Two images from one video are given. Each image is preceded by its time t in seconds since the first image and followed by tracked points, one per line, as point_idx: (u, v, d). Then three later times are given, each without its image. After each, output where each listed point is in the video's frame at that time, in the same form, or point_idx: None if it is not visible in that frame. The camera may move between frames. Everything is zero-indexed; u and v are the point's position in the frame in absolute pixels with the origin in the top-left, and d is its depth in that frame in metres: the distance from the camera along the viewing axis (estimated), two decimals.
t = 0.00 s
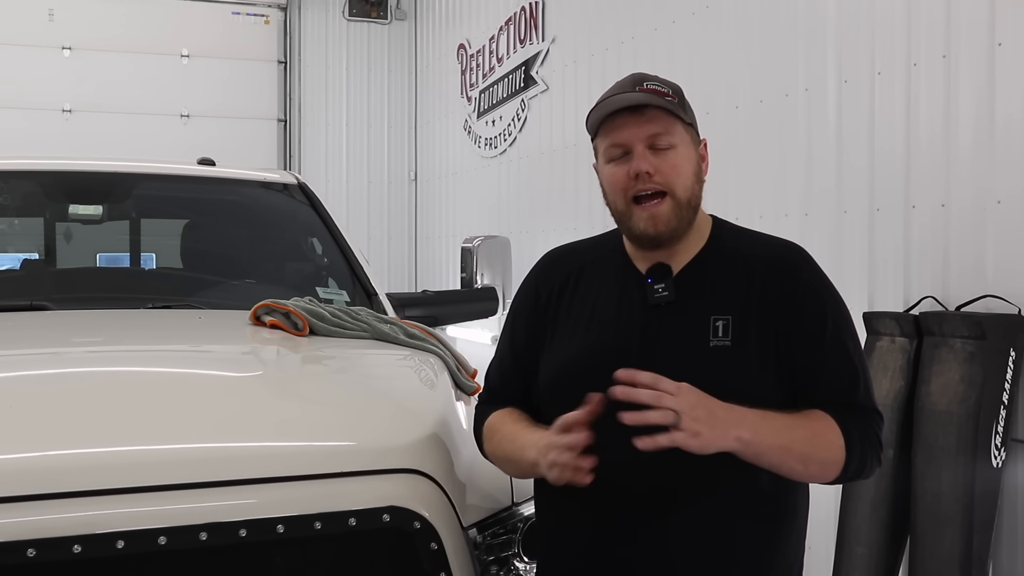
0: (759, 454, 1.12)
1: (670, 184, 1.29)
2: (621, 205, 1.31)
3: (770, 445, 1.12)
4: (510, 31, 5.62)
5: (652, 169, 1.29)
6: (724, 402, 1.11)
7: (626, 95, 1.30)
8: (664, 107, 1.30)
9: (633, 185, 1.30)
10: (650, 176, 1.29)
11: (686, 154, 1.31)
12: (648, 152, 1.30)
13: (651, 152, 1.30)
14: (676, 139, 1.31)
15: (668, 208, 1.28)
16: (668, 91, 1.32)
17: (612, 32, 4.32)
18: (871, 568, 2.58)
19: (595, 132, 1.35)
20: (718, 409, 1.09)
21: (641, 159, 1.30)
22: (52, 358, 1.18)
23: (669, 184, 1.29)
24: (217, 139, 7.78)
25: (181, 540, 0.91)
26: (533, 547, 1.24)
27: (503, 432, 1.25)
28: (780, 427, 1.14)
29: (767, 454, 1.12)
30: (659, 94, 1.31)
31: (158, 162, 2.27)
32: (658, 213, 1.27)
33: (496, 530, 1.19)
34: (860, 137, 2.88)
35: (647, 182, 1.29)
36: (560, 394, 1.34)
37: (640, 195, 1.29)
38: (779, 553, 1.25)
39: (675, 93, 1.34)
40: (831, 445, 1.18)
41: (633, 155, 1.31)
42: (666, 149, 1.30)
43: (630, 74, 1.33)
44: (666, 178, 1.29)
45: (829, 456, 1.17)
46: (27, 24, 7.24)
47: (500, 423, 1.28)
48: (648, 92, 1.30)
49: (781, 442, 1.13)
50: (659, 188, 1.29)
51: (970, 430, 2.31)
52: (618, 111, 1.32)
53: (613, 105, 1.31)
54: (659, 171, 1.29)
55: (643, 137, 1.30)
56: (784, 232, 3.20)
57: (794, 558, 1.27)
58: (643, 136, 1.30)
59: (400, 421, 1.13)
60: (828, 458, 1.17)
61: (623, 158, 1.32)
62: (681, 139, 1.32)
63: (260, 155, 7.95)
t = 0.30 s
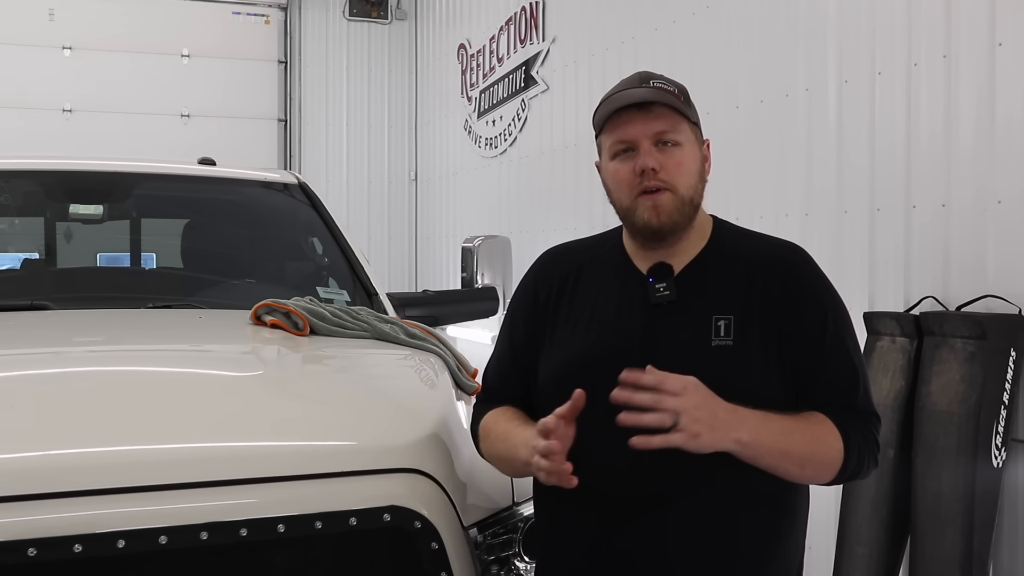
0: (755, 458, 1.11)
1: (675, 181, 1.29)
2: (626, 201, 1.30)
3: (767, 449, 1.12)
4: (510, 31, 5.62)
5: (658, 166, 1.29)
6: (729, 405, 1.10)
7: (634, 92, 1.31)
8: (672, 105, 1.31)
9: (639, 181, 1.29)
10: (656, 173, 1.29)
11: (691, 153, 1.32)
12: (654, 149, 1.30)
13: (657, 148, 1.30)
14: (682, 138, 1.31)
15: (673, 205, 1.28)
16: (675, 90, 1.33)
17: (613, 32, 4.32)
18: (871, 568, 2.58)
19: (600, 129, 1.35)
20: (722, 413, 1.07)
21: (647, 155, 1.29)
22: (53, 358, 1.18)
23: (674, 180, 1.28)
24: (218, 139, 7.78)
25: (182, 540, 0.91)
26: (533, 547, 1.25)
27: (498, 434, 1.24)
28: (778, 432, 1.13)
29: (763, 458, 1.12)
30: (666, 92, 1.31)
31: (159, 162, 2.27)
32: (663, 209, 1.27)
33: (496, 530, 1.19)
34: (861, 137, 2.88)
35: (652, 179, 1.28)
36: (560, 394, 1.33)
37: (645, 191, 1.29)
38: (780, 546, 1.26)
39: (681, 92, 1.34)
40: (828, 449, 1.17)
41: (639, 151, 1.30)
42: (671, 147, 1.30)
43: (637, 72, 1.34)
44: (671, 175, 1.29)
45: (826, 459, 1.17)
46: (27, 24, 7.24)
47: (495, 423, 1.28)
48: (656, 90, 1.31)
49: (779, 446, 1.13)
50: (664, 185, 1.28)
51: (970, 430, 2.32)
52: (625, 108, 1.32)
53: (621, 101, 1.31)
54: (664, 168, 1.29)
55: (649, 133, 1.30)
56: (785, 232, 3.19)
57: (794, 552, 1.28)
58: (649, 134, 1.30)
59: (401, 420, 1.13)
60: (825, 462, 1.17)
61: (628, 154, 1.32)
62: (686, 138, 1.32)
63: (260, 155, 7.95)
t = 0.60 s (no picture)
0: (740, 470, 1.17)
1: (676, 181, 1.29)
2: (625, 201, 1.31)
3: (751, 462, 1.16)
4: (511, 30, 5.61)
5: (659, 166, 1.29)
6: (706, 424, 1.15)
7: (635, 91, 1.30)
8: (673, 104, 1.31)
9: (640, 181, 1.29)
10: (656, 173, 1.29)
11: (692, 152, 1.32)
12: (655, 148, 1.30)
13: (658, 148, 1.30)
14: (683, 137, 1.31)
15: (674, 205, 1.28)
16: (676, 90, 1.33)
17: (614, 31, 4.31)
18: (872, 568, 2.58)
19: (600, 128, 1.35)
20: (694, 435, 1.14)
21: (647, 155, 1.29)
22: (53, 357, 1.18)
23: (675, 180, 1.29)
24: (218, 139, 7.78)
25: (182, 540, 0.91)
26: (533, 547, 1.24)
27: (507, 435, 1.25)
28: (766, 444, 1.17)
29: (749, 470, 1.17)
30: (668, 91, 1.31)
31: (159, 161, 2.27)
32: (663, 210, 1.27)
33: (497, 530, 1.19)
34: (862, 136, 2.87)
35: (653, 179, 1.29)
36: (560, 393, 1.34)
37: (646, 192, 1.29)
38: (781, 545, 1.26)
39: (682, 91, 1.34)
40: (821, 456, 1.19)
41: (640, 151, 1.30)
42: (672, 147, 1.30)
43: (637, 70, 1.33)
44: (671, 175, 1.29)
45: (818, 467, 1.19)
46: (27, 24, 7.23)
47: (499, 424, 1.28)
48: (657, 89, 1.30)
49: (764, 458, 1.16)
50: (665, 185, 1.28)
51: (971, 429, 2.32)
52: (626, 107, 1.31)
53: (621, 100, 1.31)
54: (665, 168, 1.29)
55: (650, 133, 1.30)
56: (785, 232, 3.19)
57: (794, 551, 1.27)
58: (650, 133, 1.30)
59: (402, 421, 1.13)
60: (816, 470, 1.19)
61: (629, 154, 1.32)
62: (688, 138, 1.32)
63: (260, 155, 7.95)
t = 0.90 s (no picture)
0: (745, 474, 1.17)
1: (674, 181, 1.29)
2: (624, 200, 1.30)
3: (756, 466, 1.16)
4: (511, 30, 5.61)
5: (658, 166, 1.29)
6: (712, 428, 1.15)
7: (634, 90, 1.30)
8: (671, 104, 1.31)
9: (638, 181, 1.29)
10: (655, 173, 1.29)
11: (690, 152, 1.32)
12: (653, 148, 1.30)
13: (656, 148, 1.30)
14: (681, 137, 1.31)
15: (672, 205, 1.28)
16: (675, 89, 1.33)
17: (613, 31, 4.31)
18: (872, 568, 2.58)
19: (598, 127, 1.35)
20: (703, 440, 1.14)
21: (646, 155, 1.29)
22: (52, 357, 1.18)
23: (673, 180, 1.29)
24: (218, 139, 7.78)
25: (182, 539, 0.91)
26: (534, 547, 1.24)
27: (508, 437, 1.25)
28: (770, 449, 1.17)
29: (753, 474, 1.17)
30: (667, 91, 1.31)
31: (159, 161, 2.27)
32: (662, 209, 1.27)
33: (496, 530, 1.19)
34: (862, 136, 2.87)
35: (651, 179, 1.29)
36: (560, 394, 1.34)
37: (644, 191, 1.29)
38: (781, 546, 1.26)
39: (680, 91, 1.34)
40: (823, 460, 1.19)
41: (638, 151, 1.30)
42: (671, 147, 1.30)
43: (636, 70, 1.33)
44: (670, 175, 1.29)
45: (821, 471, 1.19)
46: (27, 24, 7.23)
47: (501, 426, 1.28)
48: (655, 89, 1.30)
49: (768, 462, 1.17)
50: (663, 185, 1.28)
51: (971, 429, 2.31)
52: (624, 107, 1.31)
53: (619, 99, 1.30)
54: (664, 168, 1.29)
55: (649, 133, 1.30)
56: (786, 231, 3.19)
57: (795, 552, 1.28)
58: (649, 133, 1.30)
59: (402, 421, 1.13)
60: (819, 474, 1.19)
61: (628, 154, 1.32)
62: (686, 138, 1.32)
63: (260, 154, 7.94)
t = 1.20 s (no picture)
0: (748, 475, 1.16)
1: (641, 192, 1.27)
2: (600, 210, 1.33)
3: (759, 467, 1.16)
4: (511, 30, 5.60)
5: (625, 177, 1.28)
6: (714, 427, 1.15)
7: (610, 100, 1.30)
8: (647, 112, 1.28)
9: (607, 192, 1.30)
10: (623, 185, 1.29)
11: (665, 160, 1.28)
12: (621, 159, 1.29)
13: (626, 158, 1.29)
14: (656, 145, 1.28)
15: (637, 217, 1.27)
16: (659, 94, 1.28)
17: (614, 30, 4.31)
18: (873, 568, 2.57)
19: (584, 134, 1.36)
20: (705, 438, 1.14)
21: (613, 166, 1.29)
22: (52, 357, 1.17)
23: (640, 191, 1.27)
24: (218, 139, 7.77)
25: (182, 540, 0.90)
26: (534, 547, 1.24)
27: (508, 436, 1.25)
28: (773, 449, 1.17)
29: (756, 474, 1.16)
30: (645, 98, 1.28)
31: (159, 160, 2.27)
32: (626, 222, 1.28)
33: (498, 530, 1.19)
34: (862, 135, 2.87)
35: (618, 191, 1.29)
36: (560, 394, 1.33)
37: (614, 202, 1.30)
38: (782, 548, 1.25)
39: (667, 95, 1.29)
40: (825, 461, 1.20)
41: (608, 161, 1.30)
42: (641, 157, 1.28)
43: (622, 77, 1.31)
44: (639, 187, 1.28)
45: (822, 471, 1.20)
46: (26, 24, 7.22)
47: (503, 425, 1.28)
48: (631, 96, 1.29)
49: (771, 462, 1.17)
50: (630, 197, 1.28)
51: (972, 429, 2.31)
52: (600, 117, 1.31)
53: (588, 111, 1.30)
54: (630, 179, 1.28)
55: (617, 143, 1.29)
56: (786, 231, 3.18)
57: (796, 555, 1.27)
58: (619, 143, 1.29)
59: (402, 420, 1.12)
60: (821, 475, 1.20)
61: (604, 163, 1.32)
62: (663, 147, 1.28)
63: (260, 154, 7.94)
